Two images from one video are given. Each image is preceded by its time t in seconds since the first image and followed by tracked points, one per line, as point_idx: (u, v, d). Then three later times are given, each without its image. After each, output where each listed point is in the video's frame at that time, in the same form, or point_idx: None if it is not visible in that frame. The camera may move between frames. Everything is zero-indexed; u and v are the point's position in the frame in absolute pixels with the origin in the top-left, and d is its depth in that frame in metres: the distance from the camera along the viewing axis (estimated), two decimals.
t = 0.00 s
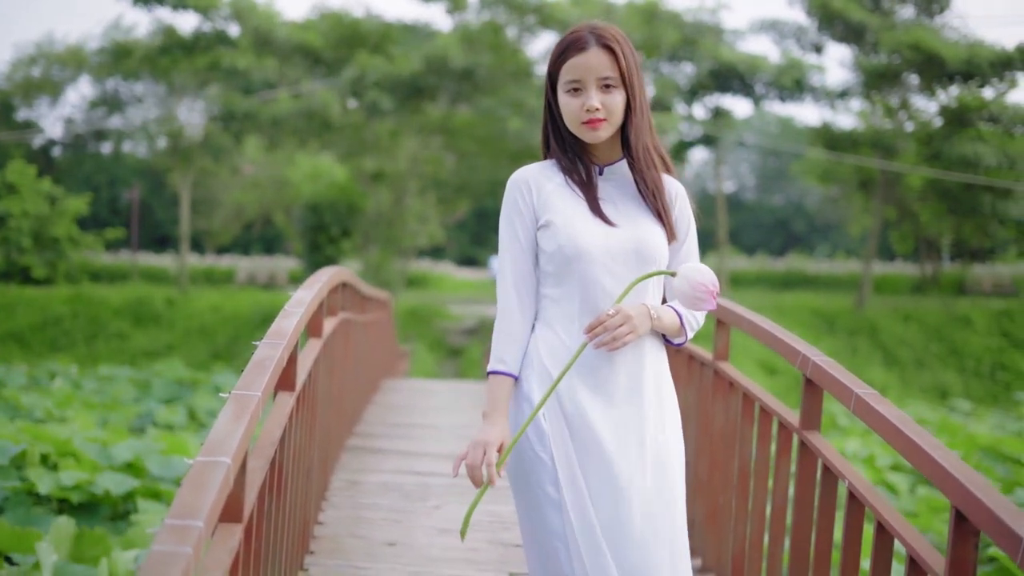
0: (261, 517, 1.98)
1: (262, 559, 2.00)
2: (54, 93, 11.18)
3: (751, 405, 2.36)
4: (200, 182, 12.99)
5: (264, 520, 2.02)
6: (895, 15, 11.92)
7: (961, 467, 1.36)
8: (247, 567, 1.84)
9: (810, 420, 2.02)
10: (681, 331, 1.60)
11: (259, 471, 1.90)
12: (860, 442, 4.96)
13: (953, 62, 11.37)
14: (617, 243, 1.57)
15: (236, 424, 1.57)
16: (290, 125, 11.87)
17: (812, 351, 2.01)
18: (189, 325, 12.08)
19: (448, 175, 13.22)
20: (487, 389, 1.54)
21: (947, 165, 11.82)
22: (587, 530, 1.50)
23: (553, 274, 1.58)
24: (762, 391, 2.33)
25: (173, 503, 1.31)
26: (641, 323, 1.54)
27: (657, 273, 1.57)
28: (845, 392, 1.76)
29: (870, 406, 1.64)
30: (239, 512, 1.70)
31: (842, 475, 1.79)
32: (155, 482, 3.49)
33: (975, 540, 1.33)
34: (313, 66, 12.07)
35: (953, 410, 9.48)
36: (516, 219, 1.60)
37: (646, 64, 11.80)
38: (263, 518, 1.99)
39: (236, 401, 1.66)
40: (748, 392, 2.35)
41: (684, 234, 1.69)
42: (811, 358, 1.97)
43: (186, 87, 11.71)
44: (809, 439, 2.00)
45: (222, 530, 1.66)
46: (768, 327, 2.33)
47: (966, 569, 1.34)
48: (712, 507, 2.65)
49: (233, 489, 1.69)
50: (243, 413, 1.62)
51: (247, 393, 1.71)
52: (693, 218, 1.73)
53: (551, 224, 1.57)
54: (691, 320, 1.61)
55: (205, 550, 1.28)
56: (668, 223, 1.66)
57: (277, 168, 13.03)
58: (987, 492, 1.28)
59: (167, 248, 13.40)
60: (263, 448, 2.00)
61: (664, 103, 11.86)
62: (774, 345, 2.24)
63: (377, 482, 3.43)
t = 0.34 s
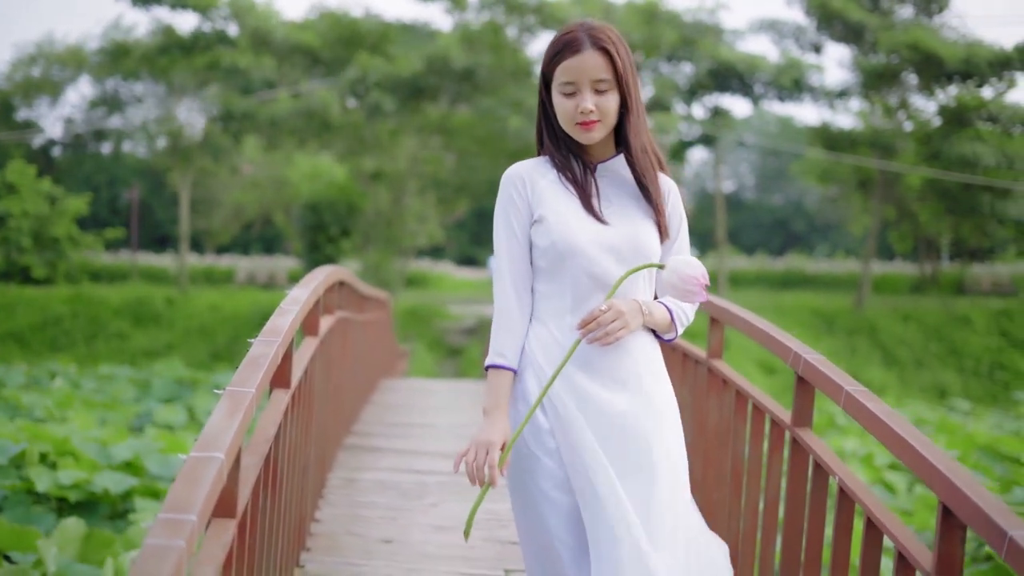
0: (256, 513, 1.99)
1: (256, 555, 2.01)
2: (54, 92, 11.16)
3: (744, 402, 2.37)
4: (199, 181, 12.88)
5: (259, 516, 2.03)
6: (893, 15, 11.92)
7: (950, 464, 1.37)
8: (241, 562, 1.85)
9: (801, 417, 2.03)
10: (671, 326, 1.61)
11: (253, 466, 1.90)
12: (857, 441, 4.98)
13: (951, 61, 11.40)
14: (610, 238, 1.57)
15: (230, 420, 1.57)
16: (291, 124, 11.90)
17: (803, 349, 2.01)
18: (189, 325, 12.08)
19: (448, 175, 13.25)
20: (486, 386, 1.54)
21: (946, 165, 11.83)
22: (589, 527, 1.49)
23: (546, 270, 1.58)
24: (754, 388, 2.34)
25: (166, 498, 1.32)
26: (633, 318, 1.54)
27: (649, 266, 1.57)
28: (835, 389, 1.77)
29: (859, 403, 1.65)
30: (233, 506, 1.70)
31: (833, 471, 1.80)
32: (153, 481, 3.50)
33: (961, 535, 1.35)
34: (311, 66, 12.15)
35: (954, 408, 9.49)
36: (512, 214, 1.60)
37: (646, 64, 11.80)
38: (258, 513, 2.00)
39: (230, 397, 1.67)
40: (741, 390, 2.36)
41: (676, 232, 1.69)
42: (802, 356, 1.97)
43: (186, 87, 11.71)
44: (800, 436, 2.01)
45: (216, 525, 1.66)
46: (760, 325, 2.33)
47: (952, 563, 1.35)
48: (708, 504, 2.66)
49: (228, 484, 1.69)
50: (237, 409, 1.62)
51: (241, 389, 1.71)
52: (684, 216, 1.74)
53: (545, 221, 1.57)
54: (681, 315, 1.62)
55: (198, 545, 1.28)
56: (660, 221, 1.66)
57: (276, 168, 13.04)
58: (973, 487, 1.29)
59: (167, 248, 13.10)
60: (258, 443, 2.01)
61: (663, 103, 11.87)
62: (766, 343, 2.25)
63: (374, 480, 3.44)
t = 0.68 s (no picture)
0: (248, 509, 1.99)
1: (248, 553, 2.01)
2: (54, 93, 11.21)
3: (735, 400, 2.37)
4: (199, 182, 12.96)
5: (251, 512, 2.03)
6: (892, 15, 11.91)
7: (937, 462, 1.36)
8: (233, 559, 1.85)
9: (791, 415, 2.03)
10: (662, 324, 1.54)
11: (244, 464, 1.90)
12: (855, 439, 5.00)
13: (948, 61, 11.40)
14: (602, 236, 1.51)
15: (222, 415, 1.58)
16: (290, 125, 11.88)
17: (794, 347, 2.00)
18: (188, 324, 12.03)
19: (447, 175, 13.22)
20: (481, 383, 1.47)
21: (945, 165, 11.83)
22: (582, 530, 1.42)
23: (537, 267, 1.51)
24: (746, 386, 2.34)
25: (156, 493, 1.32)
26: (620, 314, 1.48)
27: (634, 260, 1.51)
28: (824, 386, 1.77)
29: (846, 400, 1.65)
30: (224, 501, 1.70)
31: (821, 469, 1.81)
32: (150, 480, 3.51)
33: (946, 532, 1.35)
34: (309, 65, 12.15)
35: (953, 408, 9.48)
36: (503, 208, 1.53)
37: (644, 64, 11.79)
38: (250, 508, 2.00)
39: (222, 394, 1.67)
40: (733, 388, 2.36)
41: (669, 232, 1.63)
42: (792, 354, 1.97)
43: (185, 87, 11.71)
44: (790, 433, 2.01)
45: (207, 520, 1.66)
46: (750, 322, 2.34)
47: (938, 557, 1.36)
48: (699, 501, 2.68)
49: (219, 479, 1.69)
50: (228, 406, 1.63)
51: (233, 386, 1.72)
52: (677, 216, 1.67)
53: (536, 218, 1.51)
54: (672, 313, 1.56)
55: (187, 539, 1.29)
56: (651, 219, 1.60)
57: (276, 168, 12.78)
58: (957, 481, 1.30)
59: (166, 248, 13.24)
60: (250, 441, 2.01)
61: (661, 103, 11.89)
62: (757, 341, 2.25)
63: (369, 478, 3.44)
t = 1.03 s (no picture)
0: (239, 504, 1.99)
1: (240, 548, 2.01)
2: (54, 92, 10.99)
3: (726, 397, 2.37)
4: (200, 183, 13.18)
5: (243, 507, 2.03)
6: (891, 15, 11.94)
7: (918, 455, 1.37)
8: (224, 553, 1.85)
9: (781, 412, 2.03)
10: (651, 324, 1.51)
11: (236, 458, 1.90)
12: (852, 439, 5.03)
13: (946, 60, 11.29)
14: (591, 237, 1.48)
15: (213, 409, 1.59)
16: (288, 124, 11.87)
17: (781, 344, 2.01)
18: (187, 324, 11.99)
19: (445, 175, 13.24)
20: (474, 380, 1.45)
21: (943, 165, 11.73)
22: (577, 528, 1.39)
23: (527, 269, 1.49)
24: (737, 383, 2.34)
25: (146, 485, 1.33)
26: (608, 313, 1.44)
27: (618, 254, 1.47)
28: (811, 380, 1.77)
29: (832, 396, 1.65)
30: (215, 496, 1.69)
31: (808, 464, 1.80)
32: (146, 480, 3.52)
33: (929, 525, 1.36)
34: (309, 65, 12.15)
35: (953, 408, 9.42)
36: (494, 208, 1.50)
37: (644, 63, 11.77)
38: (242, 504, 2.00)
39: (212, 389, 1.68)
40: (723, 384, 2.37)
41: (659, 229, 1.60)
42: (780, 350, 1.97)
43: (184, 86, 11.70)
44: (779, 429, 2.01)
45: (198, 514, 1.66)
46: (741, 319, 2.34)
47: (920, 552, 1.37)
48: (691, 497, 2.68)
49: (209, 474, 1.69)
50: (219, 400, 1.63)
51: (224, 381, 1.72)
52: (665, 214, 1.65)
53: (525, 218, 1.48)
54: (662, 313, 1.52)
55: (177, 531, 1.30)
56: (639, 219, 1.57)
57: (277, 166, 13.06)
58: (940, 478, 1.30)
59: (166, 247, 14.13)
60: (241, 436, 2.00)
61: (660, 103, 11.89)
62: (745, 337, 2.25)
63: (364, 475, 3.44)
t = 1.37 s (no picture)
0: (231, 499, 1.99)
1: (232, 544, 2.01)
2: (54, 92, 11.23)
3: (718, 394, 2.39)
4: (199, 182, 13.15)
5: (236, 501, 2.04)
6: (890, 14, 11.92)
7: (904, 450, 1.38)
8: (215, 548, 1.87)
9: (770, 408, 2.04)
10: (642, 323, 1.53)
11: (229, 453, 1.91)
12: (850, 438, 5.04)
13: (944, 60, 11.28)
14: (582, 235, 1.48)
15: (205, 405, 1.60)
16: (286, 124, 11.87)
17: (771, 341, 2.02)
18: (186, 323, 12.02)
19: (444, 174, 13.02)
20: (468, 379, 1.45)
21: (942, 164, 11.75)
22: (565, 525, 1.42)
23: (518, 268, 1.50)
24: (729, 380, 2.35)
25: (139, 478, 1.34)
26: (595, 311, 1.45)
27: (605, 251, 1.48)
28: (799, 377, 1.78)
29: (822, 393, 1.66)
30: (208, 489, 1.71)
31: (797, 459, 1.82)
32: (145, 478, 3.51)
33: (912, 519, 1.37)
34: (308, 65, 12.08)
35: (951, 407, 9.45)
36: (486, 206, 1.51)
37: (644, 62, 11.77)
38: (234, 499, 2.01)
39: (206, 383, 1.69)
40: (715, 382, 2.38)
41: (653, 228, 1.61)
42: (770, 347, 1.99)
43: (184, 85, 11.72)
44: (769, 425, 2.02)
45: (191, 508, 1.68)
46: (733, 317, 2.35)
47: (905, 545, 1.38)
48: (682, 494, 2.69)
49: (201, 467, 1.70)
50: (212, 394, 1.65)
51: (217, 376, 1.73)
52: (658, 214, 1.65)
53: (516, 218, 1.49)
54: (652, 313, 1.54)
55: (168, 523, 1.31)
56: (629, 218, 1.58)
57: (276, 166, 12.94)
58: (924, 472, 1.31)
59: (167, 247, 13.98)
60: (235, 431, 2.01)
61: (659, 103, 11.90)
62: (736, 334, 2.26)
63: (361, 473, 3.45)
